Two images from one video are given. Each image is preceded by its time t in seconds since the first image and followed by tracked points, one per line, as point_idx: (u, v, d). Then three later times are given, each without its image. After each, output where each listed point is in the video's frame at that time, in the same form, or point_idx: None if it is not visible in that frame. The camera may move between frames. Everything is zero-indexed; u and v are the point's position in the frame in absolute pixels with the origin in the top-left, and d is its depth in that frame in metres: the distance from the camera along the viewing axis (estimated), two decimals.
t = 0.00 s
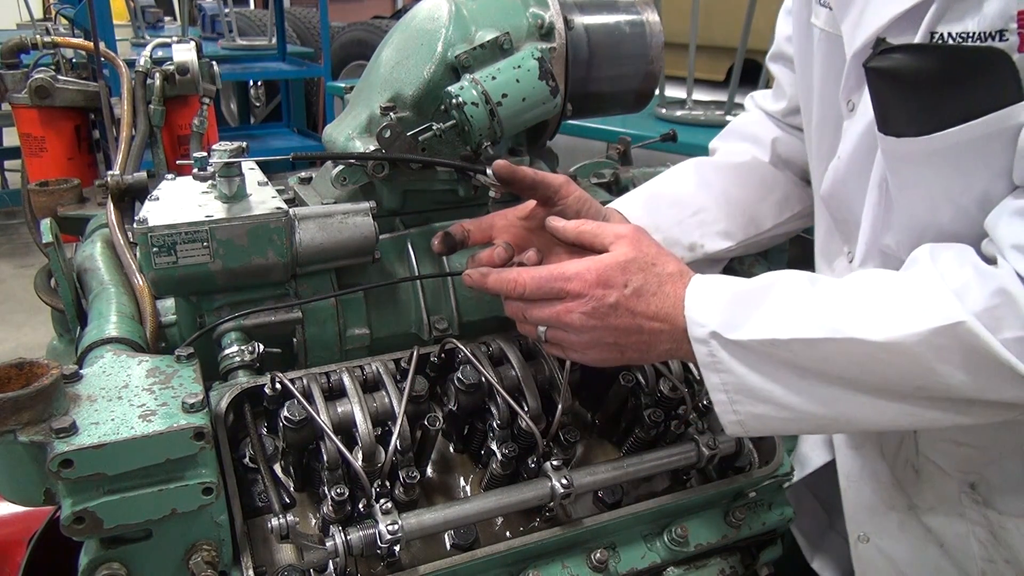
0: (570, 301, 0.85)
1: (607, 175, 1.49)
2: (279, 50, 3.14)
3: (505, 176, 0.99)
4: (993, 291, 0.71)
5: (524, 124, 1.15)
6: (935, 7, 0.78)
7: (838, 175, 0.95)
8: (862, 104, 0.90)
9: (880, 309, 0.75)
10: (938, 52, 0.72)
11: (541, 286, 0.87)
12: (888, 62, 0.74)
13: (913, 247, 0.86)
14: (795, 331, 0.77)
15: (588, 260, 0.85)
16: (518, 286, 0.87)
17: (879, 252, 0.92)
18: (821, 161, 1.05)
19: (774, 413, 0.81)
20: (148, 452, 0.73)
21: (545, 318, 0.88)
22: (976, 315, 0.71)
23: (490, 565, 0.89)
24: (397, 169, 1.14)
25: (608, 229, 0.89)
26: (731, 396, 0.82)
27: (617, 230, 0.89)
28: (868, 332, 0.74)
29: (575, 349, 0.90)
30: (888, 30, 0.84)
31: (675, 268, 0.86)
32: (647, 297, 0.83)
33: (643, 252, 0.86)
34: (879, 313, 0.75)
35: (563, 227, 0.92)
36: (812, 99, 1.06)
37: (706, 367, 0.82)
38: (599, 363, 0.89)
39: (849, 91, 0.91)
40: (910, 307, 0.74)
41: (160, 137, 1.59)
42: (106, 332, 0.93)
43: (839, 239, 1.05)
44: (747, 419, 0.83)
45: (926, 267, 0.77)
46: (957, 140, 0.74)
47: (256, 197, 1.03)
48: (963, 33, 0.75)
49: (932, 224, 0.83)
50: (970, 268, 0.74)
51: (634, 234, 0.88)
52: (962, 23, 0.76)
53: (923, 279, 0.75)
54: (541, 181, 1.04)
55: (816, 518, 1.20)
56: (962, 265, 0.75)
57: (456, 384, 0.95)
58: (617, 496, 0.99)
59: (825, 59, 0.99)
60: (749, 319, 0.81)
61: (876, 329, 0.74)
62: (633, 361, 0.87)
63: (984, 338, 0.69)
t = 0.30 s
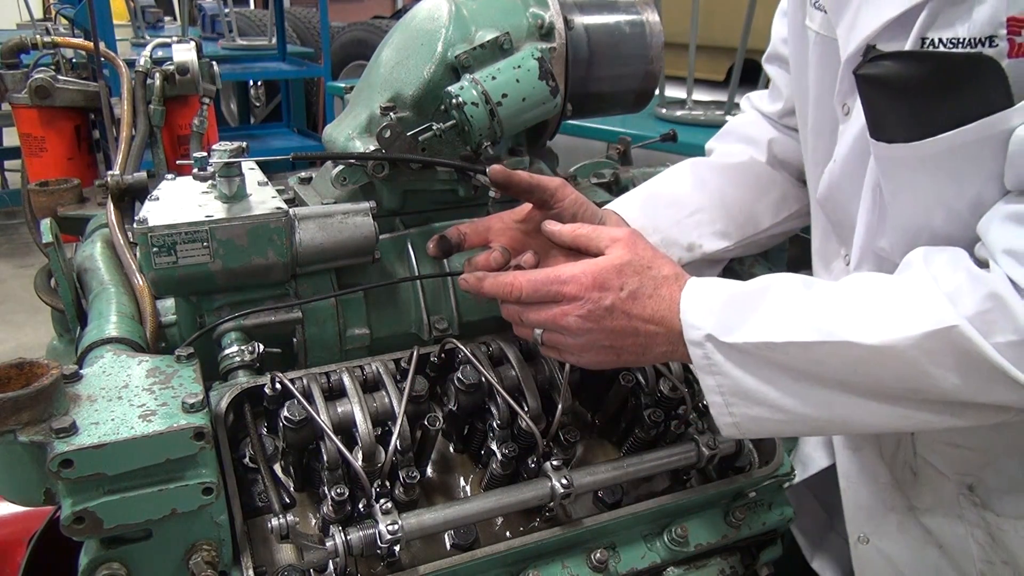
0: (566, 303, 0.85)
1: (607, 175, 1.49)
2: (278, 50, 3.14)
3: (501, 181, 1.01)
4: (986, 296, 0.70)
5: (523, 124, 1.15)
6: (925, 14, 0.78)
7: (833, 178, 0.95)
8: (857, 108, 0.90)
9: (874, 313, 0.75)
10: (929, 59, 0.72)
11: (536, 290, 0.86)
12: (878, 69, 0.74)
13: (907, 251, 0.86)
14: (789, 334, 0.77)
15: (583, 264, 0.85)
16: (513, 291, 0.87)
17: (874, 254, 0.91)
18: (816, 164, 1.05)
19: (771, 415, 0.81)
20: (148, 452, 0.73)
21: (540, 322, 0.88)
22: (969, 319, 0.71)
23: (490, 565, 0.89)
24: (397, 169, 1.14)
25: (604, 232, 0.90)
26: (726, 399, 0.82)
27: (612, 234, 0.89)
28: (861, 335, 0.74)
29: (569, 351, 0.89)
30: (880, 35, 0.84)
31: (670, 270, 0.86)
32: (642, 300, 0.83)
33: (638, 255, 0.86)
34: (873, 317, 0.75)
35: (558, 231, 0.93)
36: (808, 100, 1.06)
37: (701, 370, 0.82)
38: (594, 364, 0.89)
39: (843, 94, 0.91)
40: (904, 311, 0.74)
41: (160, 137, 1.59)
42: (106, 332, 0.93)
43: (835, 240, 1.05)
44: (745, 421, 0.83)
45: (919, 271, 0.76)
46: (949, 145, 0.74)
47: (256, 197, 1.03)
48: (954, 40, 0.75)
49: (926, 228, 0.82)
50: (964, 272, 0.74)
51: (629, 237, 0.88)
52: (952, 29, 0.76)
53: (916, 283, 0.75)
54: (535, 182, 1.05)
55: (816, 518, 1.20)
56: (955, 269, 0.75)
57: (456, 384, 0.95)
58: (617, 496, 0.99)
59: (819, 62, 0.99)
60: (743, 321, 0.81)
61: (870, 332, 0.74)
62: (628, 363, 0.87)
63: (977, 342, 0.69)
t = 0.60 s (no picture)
0: (573, 315, 0.84)
1: (607, 175, 1.49)
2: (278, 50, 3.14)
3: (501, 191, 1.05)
4: (995, 302, 0.70)
5: (524, 125, 1.15)
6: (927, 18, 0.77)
7: (834, 181, 0.94)
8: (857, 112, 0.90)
9: (882, 319, 0.75)
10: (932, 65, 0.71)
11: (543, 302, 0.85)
12: (884, 75, 0.73)
13: (912, 256, 0.85)
14: (800, 343, 0.77)
15: (589, 276, 0.84)
16: (520, 300, 0.85)
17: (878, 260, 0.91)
18: (816, 166, 1.05)
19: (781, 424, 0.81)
20: (149, 452, 0.73)
21: (546, 334, 0.87)
22: (980, 327, 0.70)
23: (490, 565, 0.89)
24: (397, 169, 1.14)
25: (608, 243, 0.89)
26: (735, 409, 0.82)
27: (617, 244, 0.88)
28: (870, 341, 0.74)
29: (579, 361, 0.88)
30: (882, 37, 0.84)
31: (677, 280, 0.85)
32: (650, 311, 0.82)
33: (645, 265, 0.85)
34: (882, 324, 0.75)
35: (562, 242, 0.92)
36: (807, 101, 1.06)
37: (710, 380, 0.82)
38: (606, 375, 0.88)
39: (843, 98, 0.90)
40: (912, 317, 0.73)
41: (160, 137, 1.59)
42: (106, 332, 0.93)
43: (836, 243, 1.05)
44: (753, 429, 0.82)
45: (929, 278, 0.76)
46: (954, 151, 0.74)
47: (256, 197, 1.03)
48: (957, 43, 0.75)
49: (930, 234, 0.82)
50: (972, 279, 0.73)
51: (635, 247, 0.87)
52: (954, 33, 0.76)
53: (926, 290, 0.75)
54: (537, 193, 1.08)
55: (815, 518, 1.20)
56: (964, 276, 0.74)
57: (456, 384, 0.95)
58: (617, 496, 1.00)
59: (819, 64, 0.99)
60: (753, 330, 0.80)
61: (880, 340, 0.73)
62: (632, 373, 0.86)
63: (987, 350, 0.69)
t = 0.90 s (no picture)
0: (603, 400, 0.73)
1: (607, 175, 1.49)
2: (278, 50, 3.14)
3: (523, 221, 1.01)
4: None
5: (523, 125, 1.15)
6: (940, 16, 0.78)
7: (840, 182, 0.92)
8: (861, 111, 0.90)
9: (923, 348, 0.69)
10: (947, 65, 0.69)
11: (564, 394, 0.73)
12: (897, 73, 0.70)
13: (923, 259, 0.83)
14: (838, 380, 0.71)
15: (607, 350, 0.73)
16: (535, 402, 0.72)
17: (891, 260, 0.90)
18: (816, 167, 1.03)
19: (823, 466, 0.75)
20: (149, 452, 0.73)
21: (577, 429, 0.74)
22: None
23: (490, 565, 0.89)
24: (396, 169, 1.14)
25: (613, 303, 0.77)
26: (772, 454, 0.76)
27: (623, 302, 0.77)
28: (907, 371, 0.69)
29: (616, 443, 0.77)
30: (890, 33, 0.85)
31: (694, 326, 0.77)
32: (681, 370, 0.74)
33: (659, 321, 0.75)
34: (922, 352, 0.69)
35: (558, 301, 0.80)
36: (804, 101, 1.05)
37: (744, 427, 0.75)
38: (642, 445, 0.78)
39: (845, 96, 0.91)
40: (952, 346, 0.68)
41: (160, 137, 1.59)
42: (106, 332, 0.93)
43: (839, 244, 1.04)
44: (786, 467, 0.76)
45: (970, 299, 0.69)
46: (973, 153, 0.71)
47: (255, 197, 1.03)
48: (969, 42, 0.75)
49: (945, 239, 0.80)
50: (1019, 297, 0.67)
51: (642, 304, 0.76)
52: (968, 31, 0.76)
53: (966, 313, 0.68)
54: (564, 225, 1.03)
55: (816, 519, 1.21)
56: (1009, 293, 0.68)
57: (456, 384, 0.95)
58: (617, 496, 0.99)
59: (817, 63, 0.99)
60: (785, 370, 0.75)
61: (923, 370, 0.68)
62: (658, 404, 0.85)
63: None
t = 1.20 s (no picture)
0: (618, 354, 0.72)
1: (607, 175, 1.49)
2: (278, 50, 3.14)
3: (575, 187, 0.89)
4: None
5: (523, 124, 1.15)
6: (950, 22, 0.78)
7: (847, 190, 0.92)
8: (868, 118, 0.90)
9: (946, 323, 0.71)
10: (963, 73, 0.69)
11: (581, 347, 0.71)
12: (911, 83, 0.71)
13: (940, 262, 0.84)
14: (859, 352, 0.72)
15: (624, 306, 0.73)
16: (553, 357, 0.70)
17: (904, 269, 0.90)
18: (819, 175, 1.03)
19: (833, 435, 0.76)
20: (149, 452, 0.73)
21: (592, 384, 0.72)
22: None
23: (491, 565, 0.89)
24: (396, 169, 1.14)
25: (635, 258, 0.76)
26: (785, 421, 0.77)
27: (646, 259, 0.76)
28: (930, 348, 0.70)
29: (627, 403, 0.76)
30: (899, 40, 0.85)
31: (716, 291, 0.77)
32: (698, 330, 0.74)
33: (680, 280, 0.75)
34: (946, 329, 0.70)
35: (581, 250, 0.78)
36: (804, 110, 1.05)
37: (761, 393, 0.76)
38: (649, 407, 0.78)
39: (852, 103, 0.91)
40: (976, 328, 0.69)
41: (160, 137, 1.59)
42: (106, 332, 0.93)
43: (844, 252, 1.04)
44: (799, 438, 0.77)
45: (997, 279, 0.70)
46: (987, 160, 0.71)
47: (255, 197, 1.03)
48: (984, 46, 0.75)
49: (959, 241, 0.80)
50: None
51: (664, 262, 0.76)
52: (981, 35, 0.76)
53: (992, 293, 0.69)
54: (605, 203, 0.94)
55: (816, 519, 1.20)
56: None
57: (456, 384, 0.95)
58: (617, 496, 0.99)
59: (819, 70, 1.00)
60: (805, 338, 0.75)
61: (948, 349, 0.69)
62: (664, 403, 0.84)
63: None
